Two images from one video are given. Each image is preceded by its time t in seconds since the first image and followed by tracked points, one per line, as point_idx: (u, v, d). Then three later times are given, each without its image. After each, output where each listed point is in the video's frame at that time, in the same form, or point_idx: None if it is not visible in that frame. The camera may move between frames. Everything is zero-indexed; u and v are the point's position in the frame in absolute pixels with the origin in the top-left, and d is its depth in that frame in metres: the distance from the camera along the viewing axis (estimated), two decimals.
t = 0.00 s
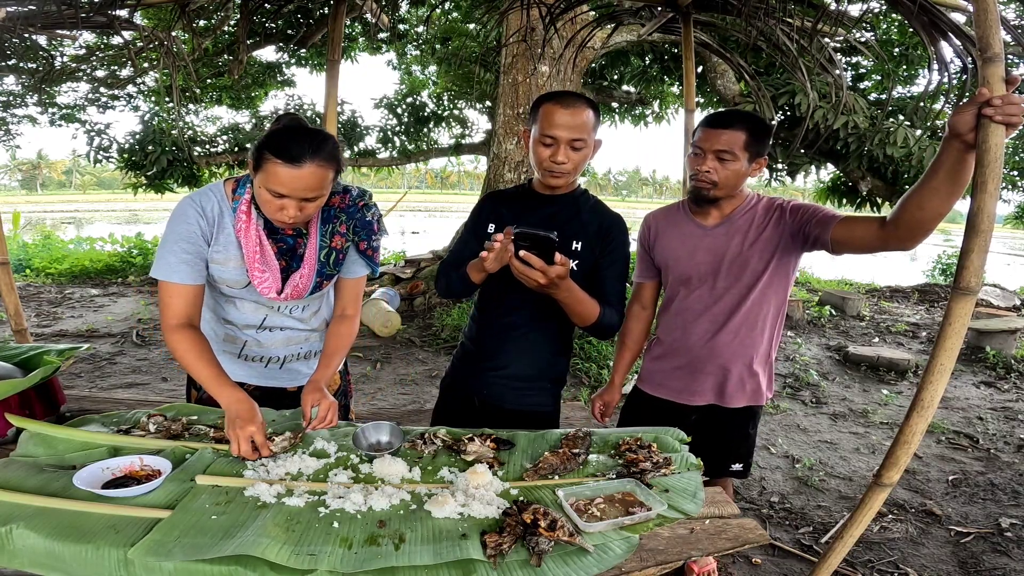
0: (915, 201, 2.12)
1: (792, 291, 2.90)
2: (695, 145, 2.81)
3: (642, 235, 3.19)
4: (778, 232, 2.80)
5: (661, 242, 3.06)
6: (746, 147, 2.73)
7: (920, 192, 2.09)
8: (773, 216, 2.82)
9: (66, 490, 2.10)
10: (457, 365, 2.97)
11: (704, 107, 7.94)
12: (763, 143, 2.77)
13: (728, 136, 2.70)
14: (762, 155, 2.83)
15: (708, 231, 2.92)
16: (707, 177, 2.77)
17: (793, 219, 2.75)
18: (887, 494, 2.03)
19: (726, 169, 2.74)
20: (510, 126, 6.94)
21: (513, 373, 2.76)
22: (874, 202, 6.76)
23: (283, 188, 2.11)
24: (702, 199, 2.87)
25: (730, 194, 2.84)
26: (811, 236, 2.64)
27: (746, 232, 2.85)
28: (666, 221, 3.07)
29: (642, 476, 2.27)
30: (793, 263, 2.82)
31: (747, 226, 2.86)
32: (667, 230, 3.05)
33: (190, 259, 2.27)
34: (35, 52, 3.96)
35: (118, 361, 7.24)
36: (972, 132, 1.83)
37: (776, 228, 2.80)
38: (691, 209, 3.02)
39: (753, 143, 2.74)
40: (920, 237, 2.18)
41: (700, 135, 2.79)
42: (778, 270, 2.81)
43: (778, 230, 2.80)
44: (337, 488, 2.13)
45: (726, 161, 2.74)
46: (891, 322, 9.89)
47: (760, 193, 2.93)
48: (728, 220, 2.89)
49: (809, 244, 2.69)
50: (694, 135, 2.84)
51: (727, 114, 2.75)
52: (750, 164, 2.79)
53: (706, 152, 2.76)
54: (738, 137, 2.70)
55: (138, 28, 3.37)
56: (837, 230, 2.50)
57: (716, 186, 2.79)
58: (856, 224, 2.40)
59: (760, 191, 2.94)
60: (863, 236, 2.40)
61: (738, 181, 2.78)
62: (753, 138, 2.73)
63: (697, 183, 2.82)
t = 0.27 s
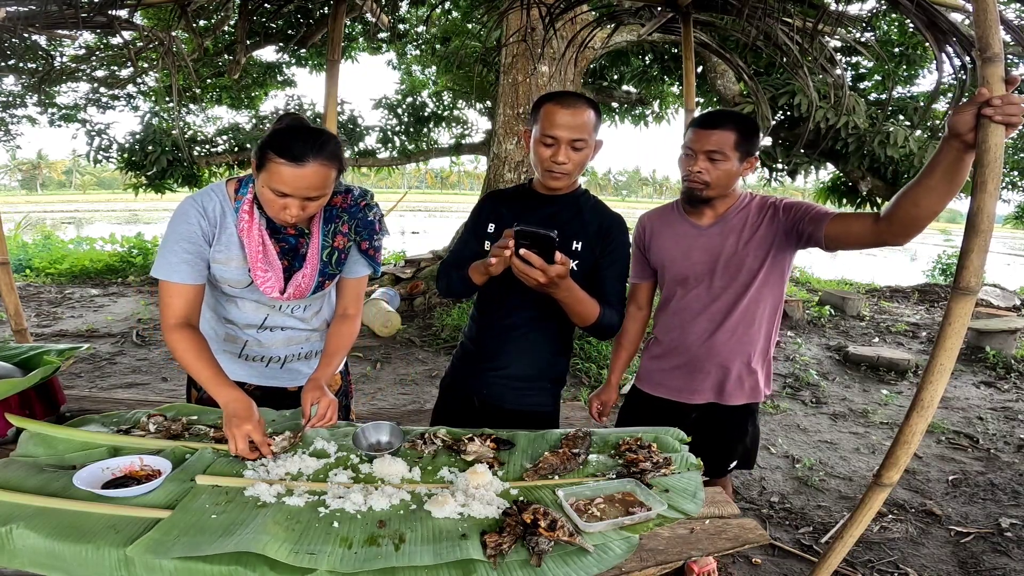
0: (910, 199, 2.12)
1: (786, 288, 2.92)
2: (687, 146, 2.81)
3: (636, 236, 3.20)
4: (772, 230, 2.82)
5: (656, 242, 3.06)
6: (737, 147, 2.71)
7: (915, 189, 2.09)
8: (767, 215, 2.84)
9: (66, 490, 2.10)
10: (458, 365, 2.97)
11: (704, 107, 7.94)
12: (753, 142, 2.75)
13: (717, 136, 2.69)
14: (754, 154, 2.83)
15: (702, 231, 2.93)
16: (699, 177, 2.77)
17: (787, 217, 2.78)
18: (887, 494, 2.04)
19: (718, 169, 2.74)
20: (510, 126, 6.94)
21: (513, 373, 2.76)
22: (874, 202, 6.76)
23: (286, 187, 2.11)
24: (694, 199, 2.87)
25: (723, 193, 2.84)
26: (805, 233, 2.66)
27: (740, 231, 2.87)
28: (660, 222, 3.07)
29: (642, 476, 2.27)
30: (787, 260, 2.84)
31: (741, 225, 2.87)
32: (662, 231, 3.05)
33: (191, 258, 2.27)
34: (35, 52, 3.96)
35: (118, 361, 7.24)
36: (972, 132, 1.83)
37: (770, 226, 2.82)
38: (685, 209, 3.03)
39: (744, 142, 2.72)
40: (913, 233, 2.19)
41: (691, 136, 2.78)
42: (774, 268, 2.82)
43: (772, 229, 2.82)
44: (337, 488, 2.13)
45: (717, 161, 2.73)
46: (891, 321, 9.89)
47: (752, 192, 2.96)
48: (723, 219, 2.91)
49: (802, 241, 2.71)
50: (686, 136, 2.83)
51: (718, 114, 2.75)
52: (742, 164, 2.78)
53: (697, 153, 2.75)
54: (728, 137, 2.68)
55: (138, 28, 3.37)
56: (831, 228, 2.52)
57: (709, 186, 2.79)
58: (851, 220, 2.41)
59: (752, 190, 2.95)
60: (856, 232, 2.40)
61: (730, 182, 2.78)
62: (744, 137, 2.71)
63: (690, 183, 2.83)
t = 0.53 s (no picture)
0: (907, 198, 2.13)
1: (783, 287, 2.92)
2: (683, 145, 2.82)
3: (633, 236, 3.19)
4: (768, 229, 2.82)
5: (652, 243, 3.06)
6: (733, 146, 2.72)
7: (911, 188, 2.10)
8: (762, 214, 2.84)
9: (66, 490, 2.10)
10: (458, 365, 2.97)
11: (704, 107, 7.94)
12: (748, 140, 2.77)
13: (713, 135, 2.70)
14: (749, 153, 2.84)
15: (699, 231, 2.93)
16: (696, 177, 2.77)
17: (782, 216, 2.78)
18: (887, 494, 2.04)
19: (715, 168, 2.74)
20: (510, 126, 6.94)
21: (513, 373, 2.76)
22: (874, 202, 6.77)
23: (287, 187, 2.11)
24: (691, 198, 2.87)
25: (720, 192, 2.84)
26: (801, 232, 2.66)
27: (736, 230, 2.87)
28: (657, 222, 3.07)
29: (642, 476, 2.28)
30: (783, 259, 2.84)
31: (737, 225, 2.87)
32: (658, 231, 3.05)
33: (191, 258, 2.27)
34: (35, 52, 3.96)
35: (118, 361, 7.24)
36: (972, 132, 1.82)
37: (766, 225, 2.82)
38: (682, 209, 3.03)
39: (740, 141, 2.74)
40: (909, 231, 2.21)
41: (688, 136, 2.79)
42: (770, 267, 2.82)
43: (768, 228, 2.82)
44: (337, 488, 2.13)
45: (714, 160, 2.74)
46: (891, 321, 9.89)
47: (748, 191, 2.96)
48: (719, 219, 2.91)
49: (798, 240, 2.71)
50: (682, 136, 2.84)
51: (715, 113, 2.76)
52: (738, 163, 2.80)
53: (693, 152, 2.76)
54: (724, 136, 2.70)
55: (139, 28, 3.37)
56: (828, 226, 2.52)
57: (705, 185, 2.79)
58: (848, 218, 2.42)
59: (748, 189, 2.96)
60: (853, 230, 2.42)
61: (726, 181, 2.78)
62: (739, 137, 2.72)
63: (687, 183, 2.83)
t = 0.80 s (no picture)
0: (905, 198, 2.13)
1: (783, 286, 2.92)
2: (682, 145, 2.82)
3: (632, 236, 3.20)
4: (767, 229, 2.82)
5: (652, 243, 3.06)
6: (733, 145, 2.72)
7: (910, 188, 2.10)
8: (761, 214, 2.85)
9: (66, 490, 2.10)
10: (457, 365, 2.97)
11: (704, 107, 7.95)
12: (747, 140, 2.78)
13: (712, 135, 2.70)
14: (749, 152, 2.84)
15: (698, 231, 2.93)
16: (696, 176, 2.77)
17: (781, 216, 2.78)
18: (887, 494, 2.04)
19: (714, 167, 2.74)
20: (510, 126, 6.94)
21: (513, 373, 2.76)
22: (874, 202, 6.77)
23: (288, 187, 2.11)
24: (689, 197, 2.87)
25: (721, 191, 2.84)
26: (800, 231, 2.67)
27: (735, 230, 2.87)
28: (656, 222, 3.07)
29: (642, 476, 2.27)
30: (782, 259, 2.84)
31: (736, 224, 2.88)
32: (657, 231, 3.06)
33: (193, 256, 2.26)
34: (35, 52, 3.96)
35: (117, 361, 7.24)
36: (972, 132, 1.82)
37: (764, 225, 2.83)
38: (681, 209, 3.03)
39: (739, 141, 2.74)
40: (907, 230, 2.22)
41: (687, 136, 2.78)
42: (769, 266, 2.82)
43: (767, 228, 2.82)
44: (337, 488, 2.13)
45: (713, 160, 2.74)
46: (891, 321, 9.89)
47: (747, 191, 2.96)
48: (718, 219, 2.91)
49: (797, 240, 2.71)
50: (682, 135, 2.84)
51: (714, 113, 2.75)
52: (737, 162, 2.80)
53: (693, 152, 2.76)
54: (723, 136, 2.69)
55: (138, 28, 3.37)
56: (826, 225, 2.52)
57: (705, 185, 2.79)
58: (846, 218, 2.43)
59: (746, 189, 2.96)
60: (850, 228, 2.43)
61: (726, 180, 2.79)
62: (738, 136, 2.73)
63: (686, 183, 2.82)
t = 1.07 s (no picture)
0: (906, 199, 2.13)
1: (784, 287, 2.93)
2: (686, 146, 2.80)
3: (633, 236, 3.19)
4: (769, 230, 2.82)
5: (653, 242, 3.06)
6: (736, 145, 2.73)
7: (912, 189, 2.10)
8: (763, 214, 2.85)
9: (66, 490, 2.10)
10: (457, 365, 2.97)
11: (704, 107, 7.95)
12: (750, 140, 2.78)
13: (716, 135, 2.70)
14: (751, 152, 2.85)
15: (700, 231, 2.93)
16: (700, 176, 2.76)
17: (783, 216, 2.79)
18: (887, 494, 2.04)
19: (718, 167, 2.74)
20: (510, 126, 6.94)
21: (513, 373, 2.76)
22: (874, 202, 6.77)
23: (291, 187, 2.11)
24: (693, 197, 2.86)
25: (726, 190, 2.84)
26: (802, 232, 2.67)
27: (737, 230, 2.87)
28: (657, 221, 3.07)
29: (642, 476, 2.28)
30: (784, 260, 2.85)
31: (738, 224, 2.88)
32: (659, 230, 3.06)
33: (193, 255, 2.26)
34: (35, 52, 3.96)
35: (118, 361, 7.24)
36: (972, 132, 1.82)
37: (767, 225, 2.83)
38: (683, 209, 3.03)
39: (743, 140, 2.75)
40: (909, 231, 2.21)
41: (690, 136, 2.77)
42: (771, 266, 2.83)
43: (769, 228, 2.82)
44: (337, 488, 2.13)
45: (718, 160, 2.73)
46: (891, 321, 9.89)
47: (749, 192, 2.96)
48: (720, 219, 2.91)
49: (800, 240, 2.72)
50: (684, 136, 2.83)
51: (717, 113, 2.75)
52: (741, 162, 2.80)
53: (698, 152, 2.75)
54: (727, 136, 2.70)
55: (139, 28, 3.37)
56: (828, 226, 2.52)
57: (710, 184, 2.78)
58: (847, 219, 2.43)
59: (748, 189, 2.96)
60: (851, 230, 2.44)
61: (730, 180, 2.79)
62: (741, 136, 2.73)
63: (690, 183, 2.82)
